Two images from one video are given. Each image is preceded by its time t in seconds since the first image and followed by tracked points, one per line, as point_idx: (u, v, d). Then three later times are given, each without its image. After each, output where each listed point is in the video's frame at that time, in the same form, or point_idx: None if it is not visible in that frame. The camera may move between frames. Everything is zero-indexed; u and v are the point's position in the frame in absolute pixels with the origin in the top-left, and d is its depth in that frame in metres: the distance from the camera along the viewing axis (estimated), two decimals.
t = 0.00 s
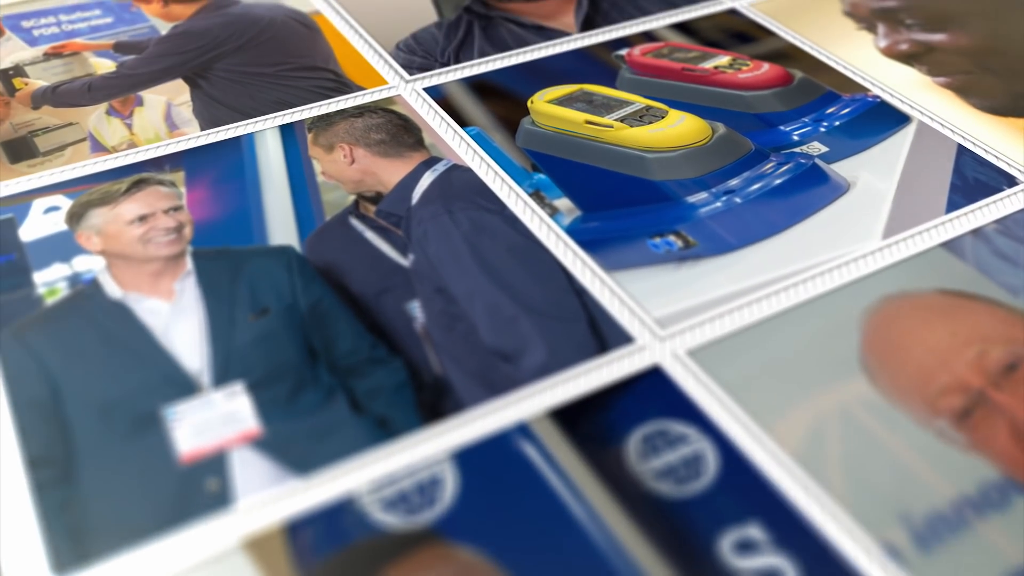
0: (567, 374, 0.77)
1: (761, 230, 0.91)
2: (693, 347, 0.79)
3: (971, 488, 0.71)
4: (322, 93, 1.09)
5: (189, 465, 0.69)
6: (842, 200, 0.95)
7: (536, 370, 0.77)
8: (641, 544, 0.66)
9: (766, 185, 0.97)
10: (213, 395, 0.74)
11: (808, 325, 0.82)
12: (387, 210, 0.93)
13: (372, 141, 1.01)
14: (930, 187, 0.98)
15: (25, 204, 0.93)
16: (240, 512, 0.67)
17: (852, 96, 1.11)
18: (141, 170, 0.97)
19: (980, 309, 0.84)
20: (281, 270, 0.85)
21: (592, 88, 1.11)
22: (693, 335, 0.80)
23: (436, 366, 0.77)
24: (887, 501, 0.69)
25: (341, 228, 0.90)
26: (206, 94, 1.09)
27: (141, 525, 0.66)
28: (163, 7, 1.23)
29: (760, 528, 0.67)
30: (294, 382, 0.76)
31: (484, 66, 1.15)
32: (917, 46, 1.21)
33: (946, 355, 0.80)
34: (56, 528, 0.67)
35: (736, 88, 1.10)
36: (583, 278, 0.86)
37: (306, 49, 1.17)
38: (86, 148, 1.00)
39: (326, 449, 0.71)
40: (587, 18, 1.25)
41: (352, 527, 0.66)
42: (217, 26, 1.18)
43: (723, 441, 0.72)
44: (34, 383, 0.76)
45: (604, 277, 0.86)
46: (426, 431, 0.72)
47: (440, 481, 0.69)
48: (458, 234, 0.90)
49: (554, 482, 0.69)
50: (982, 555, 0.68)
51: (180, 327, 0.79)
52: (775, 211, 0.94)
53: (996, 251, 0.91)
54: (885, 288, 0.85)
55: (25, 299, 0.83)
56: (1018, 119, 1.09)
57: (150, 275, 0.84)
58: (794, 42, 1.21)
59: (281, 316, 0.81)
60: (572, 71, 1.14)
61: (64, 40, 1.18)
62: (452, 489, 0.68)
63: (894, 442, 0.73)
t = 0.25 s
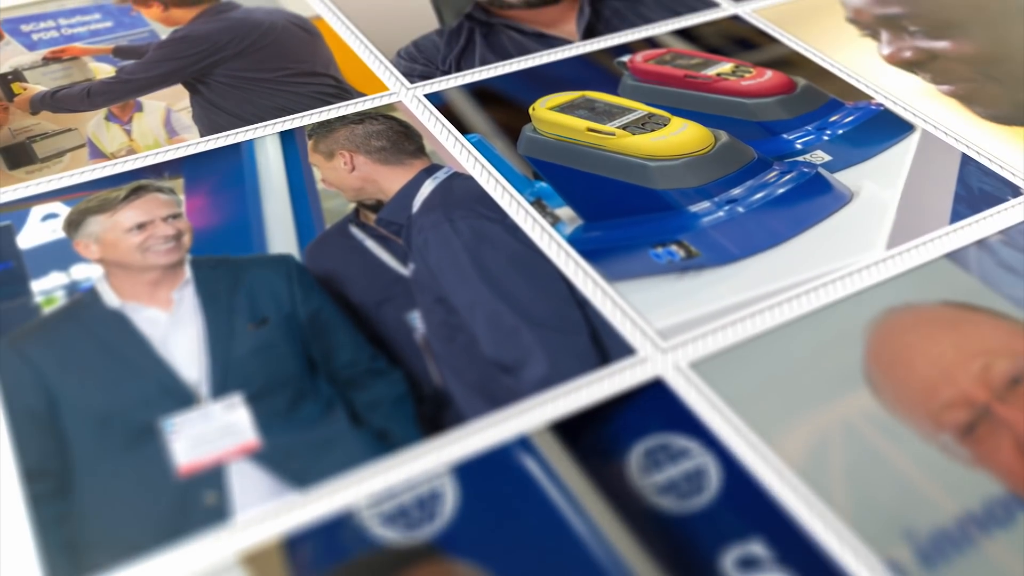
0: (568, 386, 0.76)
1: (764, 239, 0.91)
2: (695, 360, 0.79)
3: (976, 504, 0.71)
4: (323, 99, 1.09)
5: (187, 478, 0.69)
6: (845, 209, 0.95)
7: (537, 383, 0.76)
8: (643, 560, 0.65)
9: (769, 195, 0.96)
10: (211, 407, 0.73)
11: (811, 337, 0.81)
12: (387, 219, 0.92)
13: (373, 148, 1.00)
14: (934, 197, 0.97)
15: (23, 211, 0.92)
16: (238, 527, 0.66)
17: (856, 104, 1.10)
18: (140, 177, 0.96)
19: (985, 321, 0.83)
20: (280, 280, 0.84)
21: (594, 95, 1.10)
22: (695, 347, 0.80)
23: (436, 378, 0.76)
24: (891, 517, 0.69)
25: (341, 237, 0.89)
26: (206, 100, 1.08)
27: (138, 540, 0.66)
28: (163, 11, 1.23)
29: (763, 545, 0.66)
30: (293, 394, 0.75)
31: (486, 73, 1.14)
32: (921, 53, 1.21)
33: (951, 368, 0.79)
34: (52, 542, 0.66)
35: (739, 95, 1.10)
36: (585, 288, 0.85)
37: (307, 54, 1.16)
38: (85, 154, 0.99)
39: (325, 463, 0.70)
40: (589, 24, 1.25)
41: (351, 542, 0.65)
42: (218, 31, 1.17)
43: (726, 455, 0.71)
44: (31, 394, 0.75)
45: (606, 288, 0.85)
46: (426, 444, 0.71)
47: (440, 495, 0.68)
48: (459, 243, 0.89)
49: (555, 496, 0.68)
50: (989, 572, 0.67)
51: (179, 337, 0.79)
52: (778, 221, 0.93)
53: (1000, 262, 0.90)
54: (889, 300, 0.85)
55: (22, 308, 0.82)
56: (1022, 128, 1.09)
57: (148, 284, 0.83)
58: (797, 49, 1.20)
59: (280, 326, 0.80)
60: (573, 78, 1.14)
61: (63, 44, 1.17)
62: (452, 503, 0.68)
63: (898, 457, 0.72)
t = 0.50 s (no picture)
0: (570, 399, 0.75)
1: (767, 250, 0.90)
2: (698, 372, 0.78)
3: (981, 520, 0.70)
4: (323, 105, 1.08)
5: (184, 491, 0.68)
6: (849, 219, 0.94)
7: (538, 395, 0.76)
8: None
9: (772, 204, 0.96)
10: (209, 419, 0.73)
11: (815, 349, 0.80)
12: (388, 227, 0.91)
13: (374, 155, 1.00)
14: (937, 207, 0.97)
15: (21, 218, 0.92)
16: (236, 542, 0.65)
17: (859, 113, 1.10)
18: (139, 184, 0.95)
19: (989, 334, 0.83)
20: (280, 289, 0.84)
21: (596, 102, 1.09)
22: (698, 359, 0.79)
23: (437, 390, 0.76)
24: (896, 533, 0.69)
25: (341, 246, 0.89)
26: (206, 106, 1.07)
27: (135, 555, 0.65)
28: (163, 15, 1.22)
29: (766, 561, 0.66)
30: (292, 405, 0.75)
31: (488, 79, 1.14)
32: (924, 61, 1.20)
33: (954, 382, 0.78)
34: (49, 557, 0.66)
35: (742, 103, 1.09)
36: (586, 298, 0.84)
37: (307, 59, 1.15)
38: (84, 161, 0.99)
39: (324, 476, 0.70)
40: (591, 30, 1.24)
41: (351, 557, 0.65)
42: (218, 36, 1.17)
43: (728, 469, 0.71)
44: (28, 405, 0.75)
45: (608, 298, 0.84)
46: (426, 457, 0.71)
47: (440, 509, 0.67)
48: (460, 253, 0.88)
49: (557, 511, 0.68)
50: None
51: (177, 347, 0.78)
52: (781, 231, 0.92)
53: (1005, 273, 0.89)
54: (893, 312, 0.84)
55: (19, 317, 0.82)
56: None
57: (147, 293, 0.83)
58: (800, 56, 1.20)
59: (279, 337, 0.80)
60: (575, 85, 1.13)
61: (62, 49, 1.16)
62: (453, 518, 0.67)
63: (902, 472, 0.72)
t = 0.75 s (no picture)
0: (572, 414, 0.75)
1: (770, 262, 0.89)
2: (700, 387, 0.77)
3: (986, 540, 0.70)
4: (324, 113, 1.07)
5: (181, 507, 0.68)
6: (853, 231, 0.93)
7: (539, 410, 0.75)
8: None
9: (775, 216, 0.95)
10: (207, 433, 0.72)
11: (818, 364, 0.80)
12: (388, 237, 0.90)
13: (374, 164, 0.99)
14: (942, 219, 0.96)
15: (19, 227, 0.91)
16: (233, 559, 0.65)
17: (863, 122, 1.09)
18: (138, 192, 0.95)
19: (994, 349, 0.82)
20: (279, 300, 0.83)
21: (598, 110, 1.09)
22: (700, 374, 0.78)
23: (437, 404, 0.75)
24: (899, 553, 0.68)
25: (341, 256, 0.88)
26: (205, 113, 1.07)
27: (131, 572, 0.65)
28: (163, 20, 1.21)
29: None
30: (291, 419, 0.74)
31: (489, 86, 1.13)
32: (929, 69, 1.19)
33: (958, 398, 0.78)
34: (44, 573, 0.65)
35: (745, 112, 1.08)
36: (588, 311, 0.83)
37: (307, 66, 1.15)
38: (82, 169, 0.98)
39: (323, 492, 0.69)
40: (594, 37, 1.23)
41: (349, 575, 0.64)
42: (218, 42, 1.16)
43: (731, 486, 0.70)
44: (24, 418, 0.74)
45: (610, 311, 0.84)
46: (426, 473, 0.70)
47: (440, 527, 0.67)
48: (460, 263, 0.87)
49: (558, 529, 0.67)
50: None
51: (175, 360, 0.77)
52: (784, 242, 0.92)
53: (1010, 287, 0.89)
54: (897, 326, 0.83)
55: (15, 327, 0.81)
56: None
57: (145, 304, 0.82)
58: (804, 64, 1.19)
59: (278, 349, 0.79)
60: (578, 92, 1.12)
61: (61, 54, 1.16)
62: (452, 536, 0.66)
63: (906, 490, 0.71)
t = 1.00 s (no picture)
0: (573, 426, 0.74)
1: (772, 272, 0.89)
2: (702, 400, 0.77)
3: (990, 557, 0.69)
4: (324, 119, 1.07)
5: (179, 521, 0.67)
6: (856, 241, 0.93)
7: (540, 423, 0.74)
8: None
9: (778, 225, 0.94)
10: (205, 446, 0.71)
11: (822, 377, 0.79)
12: (388, 246, 0.90)
13: (375, 171, 0.98)
14: (946, 229, 0.96)
15: (16, 234, 0.90)
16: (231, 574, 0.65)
17: (867, 130, 1.09)
18: (136, 199, 0.94)
19: (999, 362, 0.81)
20: (278, 309, 0.83)
21: (600, 117, 1.08)
22: (702, 386, 0.78)
23: (437, 417, 0.74)
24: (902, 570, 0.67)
25: (341, 265, 0.87)
26: (205, 119, 1.06)
27: None
28: (163, 25, 1.21)
29: None
30: (290, 431, 0.73)
31: (491, 93, 1.12)
32: (932, 77, 1.19)
33: (963, 412, 0.77)
34: None
35: (748, 120, 1.08)
36: (589, 322, 0.83)
37: (308, 72, 1.14)
38: (81, 175, 0.98)
39: (322, 507, 0.69)
40: (596, 43, 1.23)
41: None
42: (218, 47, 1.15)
43: (734, 501, 0.69)
44: (21, 430, 0.73)
45: (611, 322, 0.83)
46: (426, 487, 0.70)
47: (440, 542, 0.66)
48: (461, 273, 0.87)
49: (558, 545, 0.67)
50: None
51: (173, 370, 0.77)
52: (787, 253, 0.91)
53: (1015, 299, 0.88)
54: (901, 338, 0.83)
55: (12, 336, 0.80)
56: None
57: (143, 313, 0.81)
58: (807, 71, 1.18)
59: (277, 360, 0.79)
60: (579, 99, 1.12)
61: (61, 59, 1.15)
62: (452, 551, 0.66)
63: (910, 506, 0.71)
